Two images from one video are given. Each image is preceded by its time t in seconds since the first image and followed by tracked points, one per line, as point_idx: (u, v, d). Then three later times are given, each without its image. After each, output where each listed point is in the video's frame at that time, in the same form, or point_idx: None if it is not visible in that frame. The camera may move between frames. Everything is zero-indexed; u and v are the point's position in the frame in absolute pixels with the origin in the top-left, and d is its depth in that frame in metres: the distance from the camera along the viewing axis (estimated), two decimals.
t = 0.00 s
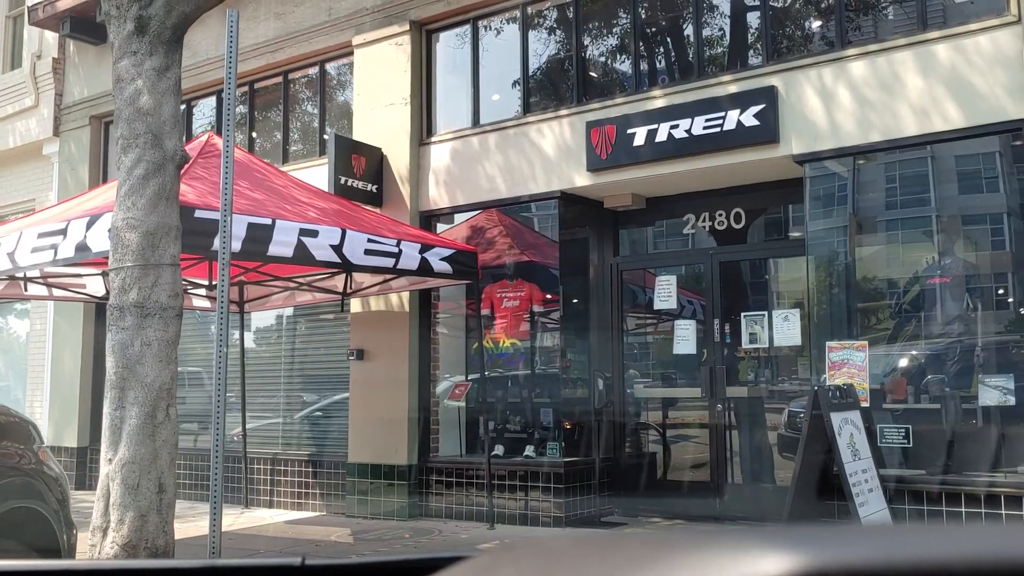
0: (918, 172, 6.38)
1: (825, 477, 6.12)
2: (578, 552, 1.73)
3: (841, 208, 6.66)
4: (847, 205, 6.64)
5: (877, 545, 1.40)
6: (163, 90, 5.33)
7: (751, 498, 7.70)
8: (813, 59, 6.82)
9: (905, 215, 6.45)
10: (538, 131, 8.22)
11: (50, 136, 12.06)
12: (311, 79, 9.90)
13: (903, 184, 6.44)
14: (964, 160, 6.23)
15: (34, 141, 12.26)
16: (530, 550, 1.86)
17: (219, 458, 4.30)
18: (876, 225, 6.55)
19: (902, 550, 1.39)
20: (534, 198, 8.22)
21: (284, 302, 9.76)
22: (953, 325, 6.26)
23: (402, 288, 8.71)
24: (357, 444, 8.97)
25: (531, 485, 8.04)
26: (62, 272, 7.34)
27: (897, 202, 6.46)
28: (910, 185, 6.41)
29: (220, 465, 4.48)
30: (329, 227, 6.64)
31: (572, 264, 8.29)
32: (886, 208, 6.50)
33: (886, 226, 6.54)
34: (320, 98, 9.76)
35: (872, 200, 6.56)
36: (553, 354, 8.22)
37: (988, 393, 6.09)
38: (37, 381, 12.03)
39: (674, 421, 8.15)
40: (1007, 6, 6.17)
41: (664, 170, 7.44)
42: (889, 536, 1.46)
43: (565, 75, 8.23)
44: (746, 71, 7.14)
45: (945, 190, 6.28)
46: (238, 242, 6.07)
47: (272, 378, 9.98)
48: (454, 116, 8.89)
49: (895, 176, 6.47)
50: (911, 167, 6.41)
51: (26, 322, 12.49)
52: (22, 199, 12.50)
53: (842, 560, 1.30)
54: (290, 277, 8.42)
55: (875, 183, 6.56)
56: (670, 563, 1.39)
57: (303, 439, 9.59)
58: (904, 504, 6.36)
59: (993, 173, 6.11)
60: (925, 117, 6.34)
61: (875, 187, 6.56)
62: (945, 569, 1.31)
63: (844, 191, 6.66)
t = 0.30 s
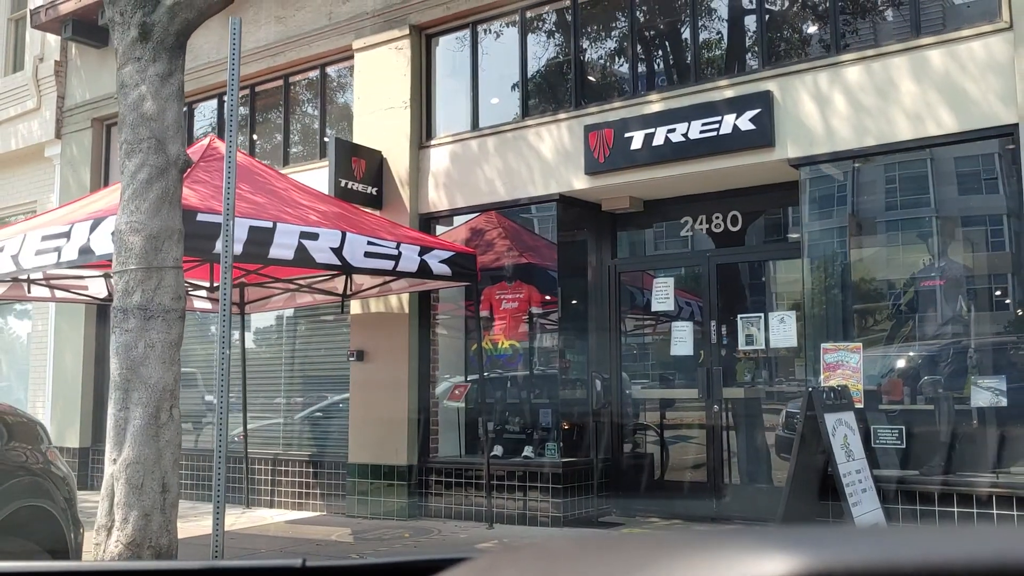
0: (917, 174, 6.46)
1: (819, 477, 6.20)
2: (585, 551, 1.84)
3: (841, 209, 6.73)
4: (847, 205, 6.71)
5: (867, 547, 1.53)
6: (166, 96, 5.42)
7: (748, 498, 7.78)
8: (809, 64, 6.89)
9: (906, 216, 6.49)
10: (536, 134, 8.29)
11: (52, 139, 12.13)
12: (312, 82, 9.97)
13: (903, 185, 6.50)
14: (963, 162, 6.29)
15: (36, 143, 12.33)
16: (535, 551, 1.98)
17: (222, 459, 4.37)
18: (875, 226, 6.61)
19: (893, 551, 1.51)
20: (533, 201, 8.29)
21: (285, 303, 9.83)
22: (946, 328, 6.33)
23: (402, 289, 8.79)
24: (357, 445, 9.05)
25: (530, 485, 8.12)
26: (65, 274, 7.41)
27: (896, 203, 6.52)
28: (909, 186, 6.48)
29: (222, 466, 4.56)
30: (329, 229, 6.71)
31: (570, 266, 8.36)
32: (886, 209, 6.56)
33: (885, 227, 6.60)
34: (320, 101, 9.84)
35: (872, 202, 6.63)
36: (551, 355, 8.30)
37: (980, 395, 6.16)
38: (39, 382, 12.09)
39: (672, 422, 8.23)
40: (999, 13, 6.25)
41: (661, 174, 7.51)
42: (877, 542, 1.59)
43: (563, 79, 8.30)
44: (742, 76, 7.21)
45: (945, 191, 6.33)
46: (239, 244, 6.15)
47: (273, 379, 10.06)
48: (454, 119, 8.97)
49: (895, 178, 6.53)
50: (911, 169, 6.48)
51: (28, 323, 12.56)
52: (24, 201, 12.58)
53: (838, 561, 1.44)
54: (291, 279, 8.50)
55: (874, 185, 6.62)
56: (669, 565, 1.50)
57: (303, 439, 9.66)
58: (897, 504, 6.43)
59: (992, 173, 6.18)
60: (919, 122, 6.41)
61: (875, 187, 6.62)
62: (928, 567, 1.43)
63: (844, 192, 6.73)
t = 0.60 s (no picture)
0: (913, 176, 6.56)
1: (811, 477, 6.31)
2: (585, 551, 2.01)
3: (841, 208, 6.84)
4: (846, 205, 6.81)
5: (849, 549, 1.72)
6: (171, 103, 5.53)
7: (743, 497, 7.90)
8: (802, 71, 7.01)
9: (906, 217, 6.59)
10: (534, 139, 8.40)
11: (55, 141, 12.24)
12: (313, 86, 10.08)
13: (902, 186, 6.60)
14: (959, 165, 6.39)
15: (39, 146, 12.44)
16: (536, 550, 2.13)
17: (227, 460, 4.49)
18: (875, 226, 6.71)
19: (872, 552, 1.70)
20: (531, 205, 8.41)
21: (287, 305, 9.92)
22: (937, 330, 6.44)
23: (402, 292, 8.91)
24: (357, 444, 9.16)
25: (528, 485, 8.24)
26: (69, 277, 7.52)
27: (895, 204, 6.62)
28: (907, 188, 6.58)
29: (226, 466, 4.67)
30: (330, 233, 6.82)
31: (568, 268, 8.48)
32: (886, 210, 6.67)
33: (884, 227, 6.71)
34: (321, 105, 9.95)
35: (871, 202, 6.73)
36: (549, 356, 8.41)
37: (970, 397, 6.26)
38: (41, 383, 12.20)
39: (668, 422, 8.34)
40: (988, 21, 6.36)
41: (657, 178, 7.63)
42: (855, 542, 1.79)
43: (561, 84, 8.42)
44: (737, 82, 7.33)
45: (944, 192, 6.42)
46: (242, 248, 6.26)
47: (273, 381, 10.17)
48: (453, 123, 9.08)
49: (894, 178, 6.63)
50: (909, 171, 6.58)
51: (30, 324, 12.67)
52: (27, 203, 12.70)
53: (829, 559, 1.61)
54: (292, 281, 8.61)
55: (874, 185, 6.73)
56: (672, 563, 1.68)
57: (304, 439, 9.77)
58: (888, 503, 6.54)
59: (990, 175, 6.28)
60: (910, 128, 6.52)
61: (874, 187, 6.73)
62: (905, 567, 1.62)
63: (843, 193, 6.84)
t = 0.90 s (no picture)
0: (905, 180, 6.69)
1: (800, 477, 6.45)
2: (585, 553, 1.79)
3: (838, 209, 6.94)
4: (843, 205, 6.92)
5: (854, 548, 1.51)
6: (176, 112, 5.68)
7: (736, 496, 8.06)
8: (792, 79, 7.17)
9: (907, 217, 6.67)
10: (531, 145, 8.55)
11: (58, 144, 12.39)
12: (314, 91, 10.24)
13: (896, 189, 6.72)
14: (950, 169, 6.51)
15: (43, 149, 12.59)
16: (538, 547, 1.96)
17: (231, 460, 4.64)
18: (875, 226, 6.81)
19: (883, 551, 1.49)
20: (528, 210, 8.56)
21: (289, 307, 10.01)
22: (925, 332, 6.59)
23: (401, 294, 9.01)
24: (357, 444, 9.31)
25: (525, 484, 8.39)
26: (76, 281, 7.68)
27: (893, 205, 6.73)
28: (902, 190, 6.69)
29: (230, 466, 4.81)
30: (331, 238, 6.98)
31: (564, 271, 8.64)
32: (883, 211, 6.77)
33: (882, 228, 6.81)
34: (322, 110, 10.11)
35: (868, 203, 6.84)
36: (546, 358, 8.58)
37: (954, 398, 6.41)
38: (45, 383, 12.36)
39: (662, 422, 8.49)
40: (974, 32, 6.52)
41: (651, 184, 7.78)
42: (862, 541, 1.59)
43: (557, 90, 8.57)
44: (729, 90, 7.49)
45: (941, 193, 6.53)
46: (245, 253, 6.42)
47: (274, 381, 10.32)
48: (452, 129, 9.24)
49: (892, 180, 6.74)
50: (901, 175, 6.71)
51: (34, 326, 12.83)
52: (31, 205, 12.86)
53: (833, 560, 1.40)
54: (293, 284, 8.77)
55: (871, 187, 6.84)
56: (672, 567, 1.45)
57: (305, 439, 9.93)
58: (876, 502, 6.67)
59: (986, 177, 6.37)
60: (897, 135, 6.68)
61: (871, 188, 6.84)
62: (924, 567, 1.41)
63: (840, 194, 6.95)
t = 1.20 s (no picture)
0: (895, 186, 6.83)
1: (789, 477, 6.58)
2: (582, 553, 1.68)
3: (836, 210, 7.07)
4: (842, 206, 7.04)
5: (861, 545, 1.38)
6: (182, 122, 5.84)
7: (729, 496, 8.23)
8: (782, 89, 7.34)
9: (901, 218, 6.79)
10: (527, 151, 8.72)
11: (62, 149, 12.56)
12: (314, 97, 10.41)
13: (888, 195, 6.86)
14: (938, 177, 6.67)
15: (47, 153, 12.75)
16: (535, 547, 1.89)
17: (236, 460, 4.81)
18: (873, 228, 6.92)
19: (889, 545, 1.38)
20: (524, 215, 8.74)
21: (290, 310, 10.10)
22: (911, 335, 6.76)
23: (400, 298, 9.15)
24: (357, 444, 9.48)
25: (521, 484, 8.56)
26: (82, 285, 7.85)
27: (892, 206, 6.83)
28: (898, 194, 6.81)
29: (234, 465, 4.97)
30: (332, 242, 7.14)
31: (560, 274, 8.81)
32: (881, 211, 6.88)
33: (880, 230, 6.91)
34: (323, 116, 10.28)
35: (867, 205, 6.94)
36: (543, 361, 8.75)
37: (940, 400, 6.58)
38: (49, 384, 12.52)
39: (656, 422, 8.64)
40: (959, 43, 6.69)
41: (645, 190, 7.95)
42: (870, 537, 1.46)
43: (553, 98, 8.74)
44: (721, 99, 7.66)
45: (938, 197, 6.65)
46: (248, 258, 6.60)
47: (275, 383, 10.49)
48: (450, 135, 9.41)
49: (889, 183, 6.86)
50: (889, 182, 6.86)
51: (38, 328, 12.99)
52: (35, 209, 13.03)
53: (837, 559, 1.27)
54: (294, 287, 8.94)
55: (869, 188, 6.95)
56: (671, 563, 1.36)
57: (305, 439, 10.09)
58: (863, 502, 6.81)
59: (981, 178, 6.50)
60: (884, 144, 6.84)
61: (870, 190, 6.95)
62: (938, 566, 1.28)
63: (839, 195, 7.07)
